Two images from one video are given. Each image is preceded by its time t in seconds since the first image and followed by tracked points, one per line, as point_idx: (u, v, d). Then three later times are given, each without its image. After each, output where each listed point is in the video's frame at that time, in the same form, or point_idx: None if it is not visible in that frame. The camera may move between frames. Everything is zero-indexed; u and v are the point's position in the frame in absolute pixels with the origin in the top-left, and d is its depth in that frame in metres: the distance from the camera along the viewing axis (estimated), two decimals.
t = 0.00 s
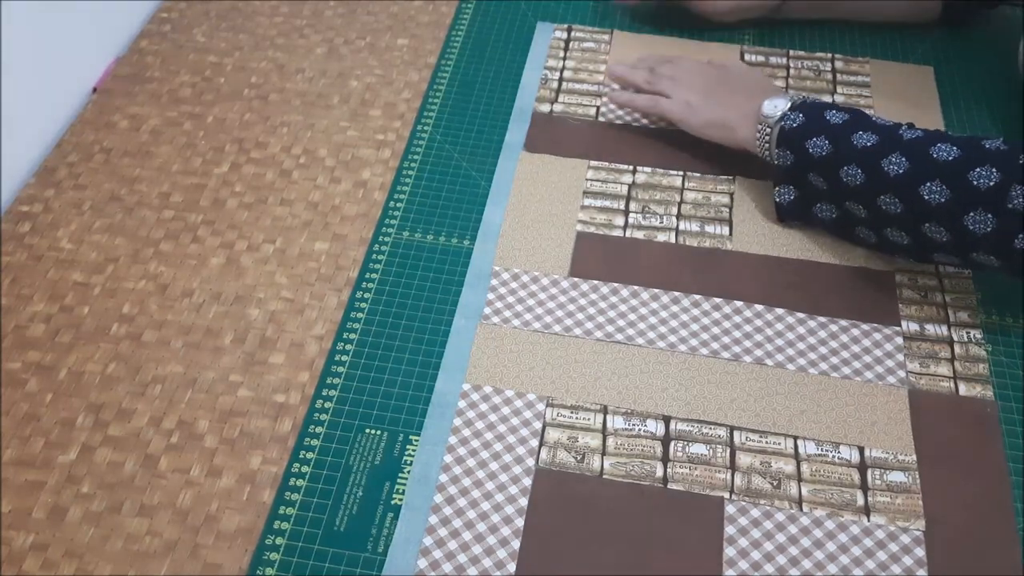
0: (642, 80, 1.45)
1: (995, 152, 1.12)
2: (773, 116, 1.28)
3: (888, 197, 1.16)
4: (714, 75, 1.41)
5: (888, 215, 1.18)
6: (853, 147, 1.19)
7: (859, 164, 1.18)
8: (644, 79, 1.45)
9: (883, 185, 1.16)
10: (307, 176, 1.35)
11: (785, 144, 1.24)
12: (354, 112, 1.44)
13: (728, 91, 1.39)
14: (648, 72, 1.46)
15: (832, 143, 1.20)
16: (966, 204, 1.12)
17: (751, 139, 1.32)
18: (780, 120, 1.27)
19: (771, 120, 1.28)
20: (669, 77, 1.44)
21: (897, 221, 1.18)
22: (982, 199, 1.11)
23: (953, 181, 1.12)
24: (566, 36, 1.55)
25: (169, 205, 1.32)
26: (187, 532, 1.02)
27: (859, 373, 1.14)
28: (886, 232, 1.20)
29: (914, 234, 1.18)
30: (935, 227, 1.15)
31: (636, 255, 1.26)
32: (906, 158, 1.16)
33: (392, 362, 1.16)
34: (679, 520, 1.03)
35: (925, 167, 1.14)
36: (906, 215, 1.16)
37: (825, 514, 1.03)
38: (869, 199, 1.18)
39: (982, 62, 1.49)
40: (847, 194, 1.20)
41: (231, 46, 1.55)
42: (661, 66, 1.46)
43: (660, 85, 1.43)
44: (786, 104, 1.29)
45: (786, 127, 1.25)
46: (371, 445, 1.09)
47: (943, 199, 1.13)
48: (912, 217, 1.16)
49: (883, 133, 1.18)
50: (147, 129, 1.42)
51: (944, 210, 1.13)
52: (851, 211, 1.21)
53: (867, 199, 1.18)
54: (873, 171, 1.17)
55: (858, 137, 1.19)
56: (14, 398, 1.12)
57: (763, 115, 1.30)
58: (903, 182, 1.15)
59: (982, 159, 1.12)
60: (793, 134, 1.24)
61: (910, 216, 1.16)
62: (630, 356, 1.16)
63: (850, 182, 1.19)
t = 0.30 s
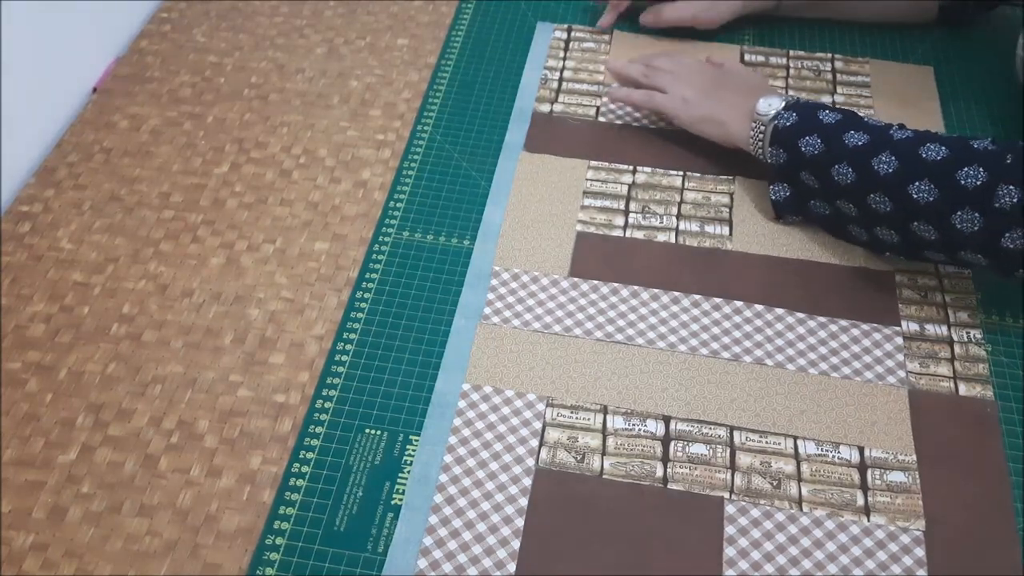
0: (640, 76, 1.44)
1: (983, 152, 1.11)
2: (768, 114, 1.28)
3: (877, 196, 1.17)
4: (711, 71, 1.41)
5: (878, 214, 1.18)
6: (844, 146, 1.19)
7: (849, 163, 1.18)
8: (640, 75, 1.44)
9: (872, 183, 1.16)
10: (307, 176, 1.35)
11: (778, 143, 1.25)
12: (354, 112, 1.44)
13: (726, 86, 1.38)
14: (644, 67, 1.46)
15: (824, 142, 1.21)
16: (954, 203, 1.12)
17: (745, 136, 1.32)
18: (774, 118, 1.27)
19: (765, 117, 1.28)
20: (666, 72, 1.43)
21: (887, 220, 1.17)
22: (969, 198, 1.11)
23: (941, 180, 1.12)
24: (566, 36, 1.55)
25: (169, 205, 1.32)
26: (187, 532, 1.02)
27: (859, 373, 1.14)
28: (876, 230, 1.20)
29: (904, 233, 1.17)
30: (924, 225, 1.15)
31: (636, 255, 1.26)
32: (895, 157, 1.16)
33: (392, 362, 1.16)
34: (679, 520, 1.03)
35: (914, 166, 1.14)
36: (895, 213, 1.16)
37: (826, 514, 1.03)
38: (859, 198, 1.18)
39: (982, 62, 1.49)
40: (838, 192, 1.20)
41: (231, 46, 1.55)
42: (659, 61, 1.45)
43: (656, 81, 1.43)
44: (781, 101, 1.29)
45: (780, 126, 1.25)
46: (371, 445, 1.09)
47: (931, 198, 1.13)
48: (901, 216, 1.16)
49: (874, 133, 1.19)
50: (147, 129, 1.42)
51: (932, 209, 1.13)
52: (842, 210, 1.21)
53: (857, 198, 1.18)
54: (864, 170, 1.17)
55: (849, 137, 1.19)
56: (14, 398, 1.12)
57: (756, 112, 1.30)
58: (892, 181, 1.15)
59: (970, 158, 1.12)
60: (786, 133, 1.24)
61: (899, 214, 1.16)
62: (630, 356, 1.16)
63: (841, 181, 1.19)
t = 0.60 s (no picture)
0: (638, 80, 1.44)
1: (980, 155, 1.11)
2: (766, 118, 1.29)
3: (874, 199, 1.17)
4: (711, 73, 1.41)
5: (875, 217, 1.18)
6: (841, 150, 1.19)
7: (846, 167, 1.18)
8: (639, 79, 1.44)
9: (869, 187, 1.17)
10: (307, 176, 1.35)
11: (775, 147, 1.26)
12: (354, 112, 1.44)
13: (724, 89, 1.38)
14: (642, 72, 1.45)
15: (820, 145, 1.21)
16: (950, 206, 1.12)
17: (744, 139, 1.32)
18: (771, 123, 1.28)
19: (762, 120, 1.29)
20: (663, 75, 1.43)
21: (884, 223, 1.18)
22: (965, 201, 1.11)
23: (938, 184, 1.12)
24: (566, 36, 1.55)
25: (169, 205, 1.32)
26: (187, 532, 1.02)
27: (859, 373, 1.14)
28: (874, 233, 1.20)
29: (901, 235, 1.17)
30: (921, 228, 1.15)
31: (636, 255, 1.26)
32: (892, 160, 1.16)
33: (392, 362, 1.16)
34: (679, 520, 1.03)
35: (910, 170, 1.14)
36: (892, 216, 1.16)
37: (826, 514, 1.03)
38: (856, 201, 1.18)
39: (982, 62, 1.49)
40: (835, 196, 1.20)
41: (231, 46, 1.55)
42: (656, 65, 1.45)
43: (654, 85, 1.42)
44: (778, 105, 1.30)
45: (777, 131, 1.26)
46: (371, 446, 1.09)
47: (928, 202, 1.13)
48: (898, 219, 1.16)
49: (871, 137, 1.19)
50: (147, 129, 1.42)
51: (929, 212, 1.13)
52: (840, 213, 1.21)
53: (854, 201, 1.19)
54: (860, 173, 1.17)
55: (846, 140, 1.20)
56: (14, 398, 1.12)
57: (755, 116, 1.30)
58: (889, 184, 1.15)
59: (966, 161, 1.12)
60: (783, 138, 1.25)
61: (896, 217, 1.16)
62: (630, 356, 1.16)
63: (838, 184, 1.19)
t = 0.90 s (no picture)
0: (639, 78, 1.44)
1: (982, 156, 1.11)
2: (767, 116, 1.29)
3: (876, 198, 1.17)
4: (710, 71, 1.41)
5: (876, 217, 1.18)
6: (843, 148, 1.19)
7: (848, 166, 1.18)
8: (639, 78, 1.44)
9: (871, 186, 1.17)
10: (307, 176, 1.35)
11: (776, 144, 1.26)
12: (354, 112, 1.44)
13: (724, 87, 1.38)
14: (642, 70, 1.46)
15: (822, 143, 1.21)
16: (952, 207, 1.12)
17: (745, 137, 1.32)
18: (773, 120, 1.28)
19: (764, 118, 1.29)
20: (663, 74, 1.43)
21: (885, 222, 1.18)
22: (968, 203, 1.11)
23: (940, 184, 1.12)
24: (565, 36, 1.55)
25: (169, 205, 1.32)
26: (187, 532, 1.02)
27: (859, 373, 1.14)
28: (875, 233, 1.20)
29: (902, 235, 1.17)
30: (922, 229, 1.15)
31: (636, 255, 1.26)
32: (894, 160, 1.16)
33: (392, 361, 1.16)
34: (679, 520, 1.03)
35: (912, 169, 1.14)
36: (893, 216, 1.16)
37: (825, 514, 1.03)
38: (858, 200, 1.18)
39: (983, 62, 1.49)
40: (836, 194, 1.20)
41: (231, 46, 1.55)
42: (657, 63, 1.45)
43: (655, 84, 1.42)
44: (780, 103, 1.29)
45: (778, 128, 1.26)
46: (371, 445, 1.09)
47: (930, 202, 1.13)
48: (899, 219, 1.16)
49: (873, 136, 1.19)
50: (147, 129, 1.42)
51: (930, 213, 1.13)
52: (841, 212, 1.21)
53: (855, 200, 1.19)
54: (862, 172, 1.17)
55: (848, 139, 1.20)
56: (14, 398, 1.12)
57: (756, 115, 1.30)
58: (891, 184, 1.15)
59: (968, 162, 1.12)
60: (785, 135, 1.25)
61: (897, 217, 1.16)
62: (630, 356, 1.16)
63: (840, 183, 1.19)
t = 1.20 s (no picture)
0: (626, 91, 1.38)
1: (1006, 173, 1.10)
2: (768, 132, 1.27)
3: (894, 218, 1.16)
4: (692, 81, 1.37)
5: (895, 235, 1.17)
6: (855, 165, 1.17)
7: (863, 185, 1.16)
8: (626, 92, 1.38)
9: (888, 206, 1.15)
10: (307, 176, 1.35)
11: (782, 161, 1.23)
12: (354, 112, 1.44)
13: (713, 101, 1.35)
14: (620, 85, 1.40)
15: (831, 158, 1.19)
16: (978, 228, 1.11)
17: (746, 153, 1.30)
18: (776, 135, 1.25)
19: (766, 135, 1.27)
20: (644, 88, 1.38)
21: (905, 240, 1.17)
22: (994, 224, 1.10)
23: (964, 204, 1.11)
24: (566, 36, 1.55)
25: (169, 205, 1.32)
26: (187, 532, 1.02)
27: (859, 373, 1.14)
28: (892, 250, 1.19)
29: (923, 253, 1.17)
30: (946, 249, 1.14)
31: (636, 255, 1.26)
32: (910, 177, 1.14)
33: (392, 362, 1.16)
34: (679, 520, 1.03)
35: (932, 189, 1.13)
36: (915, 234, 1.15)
37: (825, 514, 1.03)
38: (875, 219, 1.17)
39: (984, 62, 1.49)
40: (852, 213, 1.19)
41: (231, 46, 1.55)
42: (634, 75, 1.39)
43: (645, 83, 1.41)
44: (777, 117, 1.27)
45: (782, 143, 1.23)
46: (371, 445, 1.09)
47: (954, 222, 1.12)
48: (920, 238, 1.15)
49: (886, 150, 1.17)
50: (147, 129, 1.42)
51: (954, 234, 1.12)
52: (855, 229, 1.20)
53: (872, 219, 1.17)
54: (879, 192, 1.16)
55: (860, 155, 1.17)
56: (14, 398, 1.12)
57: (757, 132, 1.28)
58: (911, 205, 1.14)
59: (992, 181, 1.10)
60: (790, 151, 1.22)
61: (918, 235, 1.15)
62: (630, 356, 1.16)
63: (855, 203, 1.18)
